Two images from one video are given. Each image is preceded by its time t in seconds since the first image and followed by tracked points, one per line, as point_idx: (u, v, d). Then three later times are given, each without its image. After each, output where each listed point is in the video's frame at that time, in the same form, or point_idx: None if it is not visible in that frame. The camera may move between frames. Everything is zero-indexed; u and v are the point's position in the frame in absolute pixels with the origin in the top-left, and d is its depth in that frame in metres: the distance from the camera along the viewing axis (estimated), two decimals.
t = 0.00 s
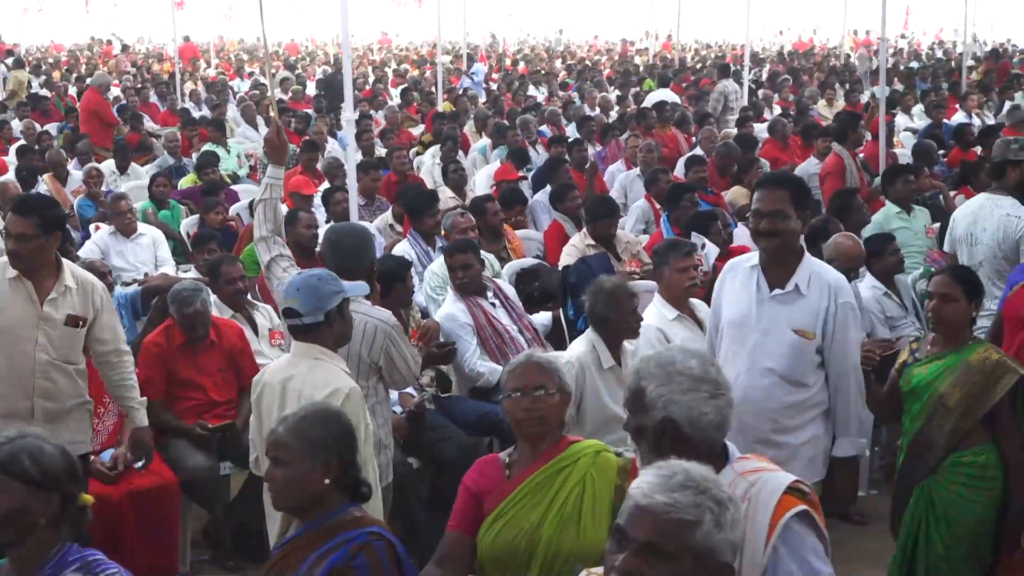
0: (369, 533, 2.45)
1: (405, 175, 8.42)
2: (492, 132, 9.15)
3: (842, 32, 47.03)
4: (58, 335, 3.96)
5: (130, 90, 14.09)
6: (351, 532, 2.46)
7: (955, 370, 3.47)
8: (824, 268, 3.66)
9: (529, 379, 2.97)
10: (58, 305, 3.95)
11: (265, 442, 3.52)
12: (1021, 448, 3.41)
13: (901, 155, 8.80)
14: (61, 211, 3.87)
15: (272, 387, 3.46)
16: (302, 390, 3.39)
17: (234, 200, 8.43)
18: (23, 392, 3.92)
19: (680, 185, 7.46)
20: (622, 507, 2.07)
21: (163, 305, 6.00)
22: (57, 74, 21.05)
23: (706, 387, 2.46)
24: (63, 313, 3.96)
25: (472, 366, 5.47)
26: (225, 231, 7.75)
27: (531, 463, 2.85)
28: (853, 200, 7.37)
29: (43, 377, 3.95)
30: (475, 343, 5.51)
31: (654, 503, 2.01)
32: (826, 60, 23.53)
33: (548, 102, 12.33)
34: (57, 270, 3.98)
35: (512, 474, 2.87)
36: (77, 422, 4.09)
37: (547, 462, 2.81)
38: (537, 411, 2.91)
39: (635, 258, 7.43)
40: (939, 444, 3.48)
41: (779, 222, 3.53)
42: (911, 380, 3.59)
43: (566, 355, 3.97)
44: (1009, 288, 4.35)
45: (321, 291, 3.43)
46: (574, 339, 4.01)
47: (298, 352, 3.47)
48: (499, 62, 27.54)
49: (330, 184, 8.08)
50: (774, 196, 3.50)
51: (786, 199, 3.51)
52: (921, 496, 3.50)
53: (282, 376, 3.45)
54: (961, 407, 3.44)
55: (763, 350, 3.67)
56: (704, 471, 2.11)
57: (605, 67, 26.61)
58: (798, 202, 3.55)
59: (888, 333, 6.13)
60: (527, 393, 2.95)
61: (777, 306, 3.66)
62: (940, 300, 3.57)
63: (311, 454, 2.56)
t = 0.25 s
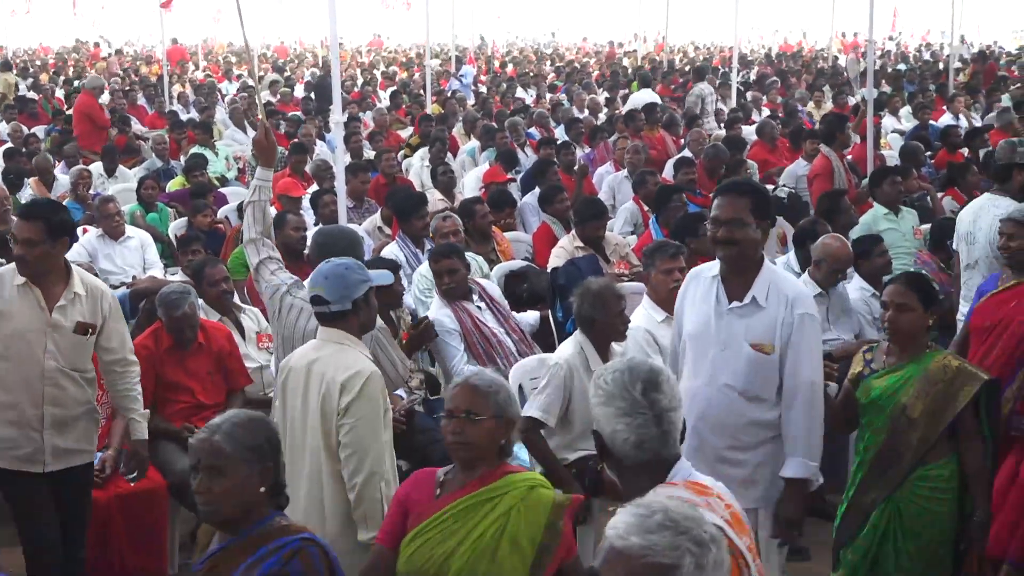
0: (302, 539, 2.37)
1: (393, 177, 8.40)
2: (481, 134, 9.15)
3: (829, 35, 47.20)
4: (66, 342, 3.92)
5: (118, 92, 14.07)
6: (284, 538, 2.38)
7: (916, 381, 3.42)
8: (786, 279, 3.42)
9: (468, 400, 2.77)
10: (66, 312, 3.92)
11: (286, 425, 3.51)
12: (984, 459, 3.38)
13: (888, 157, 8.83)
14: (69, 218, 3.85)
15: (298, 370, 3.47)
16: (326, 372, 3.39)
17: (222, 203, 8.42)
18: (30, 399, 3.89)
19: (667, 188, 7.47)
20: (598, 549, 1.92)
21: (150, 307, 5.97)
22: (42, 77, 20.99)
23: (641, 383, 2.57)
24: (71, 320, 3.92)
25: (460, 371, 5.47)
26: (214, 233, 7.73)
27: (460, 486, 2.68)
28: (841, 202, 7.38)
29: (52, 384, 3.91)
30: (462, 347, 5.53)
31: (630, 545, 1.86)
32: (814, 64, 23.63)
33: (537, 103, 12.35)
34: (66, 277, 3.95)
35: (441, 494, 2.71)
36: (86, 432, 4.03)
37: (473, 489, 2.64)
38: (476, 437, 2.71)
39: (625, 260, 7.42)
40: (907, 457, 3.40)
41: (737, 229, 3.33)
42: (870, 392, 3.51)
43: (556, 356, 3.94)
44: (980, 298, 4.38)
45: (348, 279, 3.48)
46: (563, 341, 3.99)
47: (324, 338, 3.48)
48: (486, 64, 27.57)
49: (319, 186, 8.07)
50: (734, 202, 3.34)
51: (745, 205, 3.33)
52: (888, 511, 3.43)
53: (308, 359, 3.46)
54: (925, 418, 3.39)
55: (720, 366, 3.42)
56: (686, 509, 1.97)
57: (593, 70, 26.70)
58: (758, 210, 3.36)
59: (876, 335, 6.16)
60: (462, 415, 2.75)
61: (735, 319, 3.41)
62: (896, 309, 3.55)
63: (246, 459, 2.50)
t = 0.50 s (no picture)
0: (249, 563, 2.32)
1: (385, 181, 8.40)
2: (473, 137, 9.15)
3: (822, 37, 47.30)
4: (73, 349, 3.93)
5: (110, 96, 14.06)
6: (231, 563, 2.34)
7: (874, 398, 3.35)
8: (734, 287, 3.32)
9: (391, 411, 2.72)
10: (70, 318, 3.91)
11: (312, 418, 3.46)
12: (944, 475, 3.32)
13: (880, 160, 8.83)
14: (68, 223, 3.84)
15: (327, 367, 3.41)
16: (356, 369, 3.34)
17: (213, 206, 8.40)
18: (40, 410, 3.92)
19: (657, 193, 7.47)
20: None
21: (141, 312, 5.95)
22: (34, 80, 20.97)
23: (609, 401, 2.49)
24: (76, 326, 3.92)
25: (450, 377, 5.47)
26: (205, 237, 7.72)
27: (392, 498, 2.64)
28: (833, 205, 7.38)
29: (61, 393, 3.92)
30: (452, 352, 5.54)
31: None
32: (805, 67, 23.72)
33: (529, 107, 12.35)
34: (68, 284, 3.95)
35: (376, 508, 2.67)
36: (99, 438, 4.05)
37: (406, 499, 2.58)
38: (393, 450, 2.66)
39: (616, 264, 7.40)
40: (867, 474, 3.34)
41: (682, 239, 3.24)
42: (827, 411, 3.44)
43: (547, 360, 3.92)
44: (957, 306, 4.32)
45: (383, 280, 3.42)
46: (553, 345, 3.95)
47: (354, 335, 3.43)
48: (479, 67, 27.57)
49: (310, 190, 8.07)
50: (678, 212, 3.25)
51: (690, 215, 3.24)
52: (857, 530, 3.38)
53: (336, 356, 3.40)
54: (886, 434, 3.31)
55: (674, 380, 3.30)
56: (630, 535, 1.74)
57: (586, 73, 26.76)
58: (706, 220, 3.26)
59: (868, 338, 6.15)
60: (383, 426, 2.70)
61: (684, 330, 3.31)
62: (854, 324, 3.44)
63: (199, 481, 2.50)
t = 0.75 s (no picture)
0: None
1: (388, 187, 8.41)
2: (476, 144, 9.16)
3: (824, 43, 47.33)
4: (88, 357, 3.92)
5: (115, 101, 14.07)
6: None
7: (849, 409, 3.26)
8: (695, 289, 3.24)
9: (311, 423, 2.73)
10: (85, 326, 3.90)
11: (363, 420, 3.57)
12: (921, 487, 3.24)
13: (883, 166, 8.83)
14: (80, 230, 3.82)
15: (374, 369, 3.52)
16: (402, 374, 3.43)
17: (217, 213, 8.41)
18: (56, 420, 3.91)
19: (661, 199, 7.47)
20: None
21: (144, 319, 5.95)
22: (37, 86, 20.99)
23: (604, 412, 2.43)
24: (91, 333, 3.91)
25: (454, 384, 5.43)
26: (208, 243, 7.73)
27: (319, 511, 2.64)
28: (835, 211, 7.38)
29: (77, 402, 3.92)
30: (456, 358, 5.54)
31: None
32: (809, 73, 23.74)
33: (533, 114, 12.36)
34: (81, 291, 3.94)
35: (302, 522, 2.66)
36: (118, 444, 4.07)
37: (333, 509, 2.58)
38: (309, 463, 2.67)
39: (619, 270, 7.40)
40: (841, 488, 3.27)
41: (638, 242, 3.15)
42: (800, 422, 3.34)
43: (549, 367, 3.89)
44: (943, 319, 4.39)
45: (428, 282, 3.48)
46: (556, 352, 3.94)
47: (397, 337, 3.52)
48: (482, 73, 27.61)
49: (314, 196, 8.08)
50: (635, 215, 3.17)
51: (646, 218, 3.16)
52: (831, 546, 3.32)
53: (383, 359, 3.50)
54: (861, 447, 3.24)
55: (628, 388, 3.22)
56: (540, 554, 1.86)
57: (590, 79, 26.78)
58: (663, 223, 3.17)
59: (873, 344, 6.15)
60: (302, 438, 2.72)
61: (645, 336, 3.23)
62: (825, 334, 3.34)
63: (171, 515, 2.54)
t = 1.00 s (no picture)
0: None
1: (390, 196, 8.42)
2: (478, 152, 9.18)
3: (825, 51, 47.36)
4: (101, 367, 3.93)
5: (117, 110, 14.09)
6: None
7: (827, 431, 3.24)
8: (664, 307, 3.25)
9: (247, 436, 2.75)
10: (99, 335, 3.92)
11: (399, 421, 3.62)
12: (899, 510, 3.23)
13: (885, 175, 8.84)
14: (95, 240, 3.83)
15: (410, 370, 3.57)
16: (436, 375, 3.48)
17: (219, 221, 8.42)
18: (67, 430, 3.91)
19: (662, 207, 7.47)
20: None
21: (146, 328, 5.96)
22: (39, 95, 21.00)
23: (595, 429, 2.38)
24: (104, 344, 3.92)
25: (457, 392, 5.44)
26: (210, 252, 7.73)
27: (260, 528, 2.68)
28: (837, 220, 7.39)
29: (89, 413, 3.92)
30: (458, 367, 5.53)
31: None
32: (810, 81, 23.75)
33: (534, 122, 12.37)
34: (96, 301, 3.95)
35: (243, 541, 2.70)
36: (130, 454, 4.07)
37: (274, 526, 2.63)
38: (247, 475, 2.70)
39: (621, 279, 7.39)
40: (819, 512, 3.24)
41: (605, 260, 3.16)
42: (776, 446, 3.32)
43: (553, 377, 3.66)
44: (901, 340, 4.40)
45: (466, 286, 3.53)
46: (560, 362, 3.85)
47: (434, 340, 3.57)
48: (483, 81, 27.62)
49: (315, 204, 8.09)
50: (604, 232, 3.19)
51: (615, 236, 3.18)
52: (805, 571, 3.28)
53: (419, 359, 3.55)
54: (837, 470, 3.21)
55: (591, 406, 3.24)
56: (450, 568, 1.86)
57: (591, 87, 26.78)
58: (630, 241, 3.19)
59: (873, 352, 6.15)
60: (238, 451, 2.74)
61: (615, 357, 3.24)
62: (801, 356, 3.34)
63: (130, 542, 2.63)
